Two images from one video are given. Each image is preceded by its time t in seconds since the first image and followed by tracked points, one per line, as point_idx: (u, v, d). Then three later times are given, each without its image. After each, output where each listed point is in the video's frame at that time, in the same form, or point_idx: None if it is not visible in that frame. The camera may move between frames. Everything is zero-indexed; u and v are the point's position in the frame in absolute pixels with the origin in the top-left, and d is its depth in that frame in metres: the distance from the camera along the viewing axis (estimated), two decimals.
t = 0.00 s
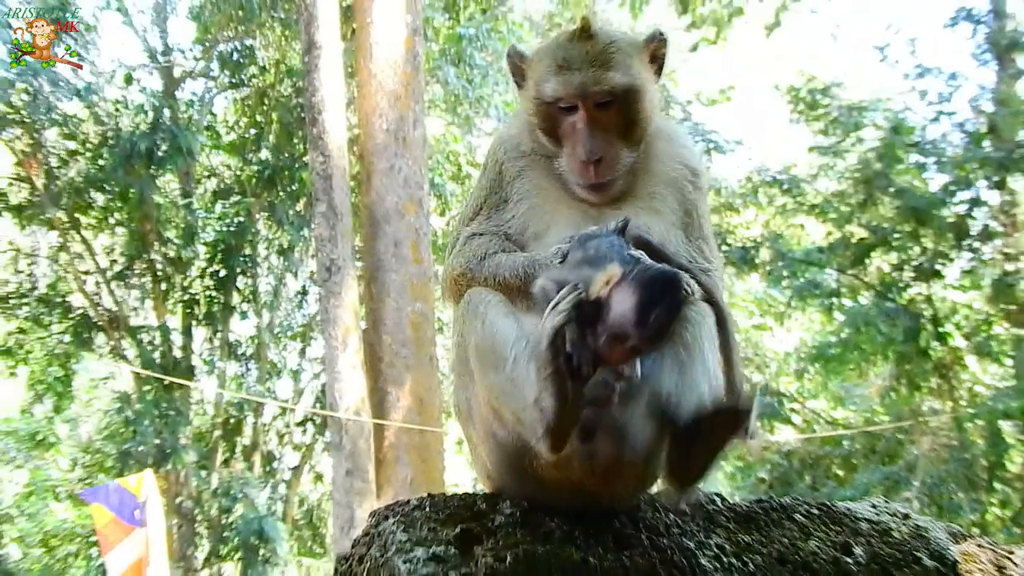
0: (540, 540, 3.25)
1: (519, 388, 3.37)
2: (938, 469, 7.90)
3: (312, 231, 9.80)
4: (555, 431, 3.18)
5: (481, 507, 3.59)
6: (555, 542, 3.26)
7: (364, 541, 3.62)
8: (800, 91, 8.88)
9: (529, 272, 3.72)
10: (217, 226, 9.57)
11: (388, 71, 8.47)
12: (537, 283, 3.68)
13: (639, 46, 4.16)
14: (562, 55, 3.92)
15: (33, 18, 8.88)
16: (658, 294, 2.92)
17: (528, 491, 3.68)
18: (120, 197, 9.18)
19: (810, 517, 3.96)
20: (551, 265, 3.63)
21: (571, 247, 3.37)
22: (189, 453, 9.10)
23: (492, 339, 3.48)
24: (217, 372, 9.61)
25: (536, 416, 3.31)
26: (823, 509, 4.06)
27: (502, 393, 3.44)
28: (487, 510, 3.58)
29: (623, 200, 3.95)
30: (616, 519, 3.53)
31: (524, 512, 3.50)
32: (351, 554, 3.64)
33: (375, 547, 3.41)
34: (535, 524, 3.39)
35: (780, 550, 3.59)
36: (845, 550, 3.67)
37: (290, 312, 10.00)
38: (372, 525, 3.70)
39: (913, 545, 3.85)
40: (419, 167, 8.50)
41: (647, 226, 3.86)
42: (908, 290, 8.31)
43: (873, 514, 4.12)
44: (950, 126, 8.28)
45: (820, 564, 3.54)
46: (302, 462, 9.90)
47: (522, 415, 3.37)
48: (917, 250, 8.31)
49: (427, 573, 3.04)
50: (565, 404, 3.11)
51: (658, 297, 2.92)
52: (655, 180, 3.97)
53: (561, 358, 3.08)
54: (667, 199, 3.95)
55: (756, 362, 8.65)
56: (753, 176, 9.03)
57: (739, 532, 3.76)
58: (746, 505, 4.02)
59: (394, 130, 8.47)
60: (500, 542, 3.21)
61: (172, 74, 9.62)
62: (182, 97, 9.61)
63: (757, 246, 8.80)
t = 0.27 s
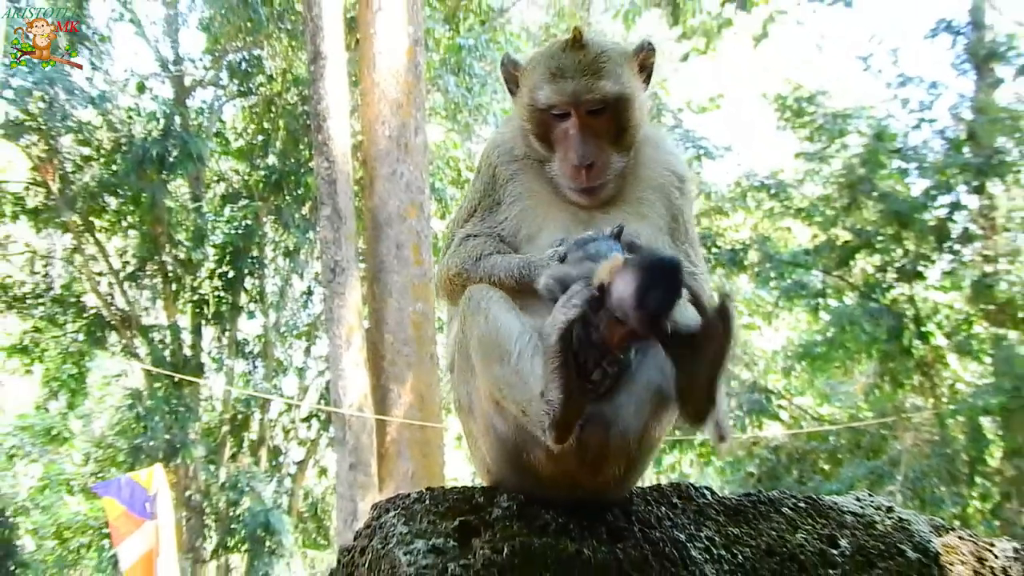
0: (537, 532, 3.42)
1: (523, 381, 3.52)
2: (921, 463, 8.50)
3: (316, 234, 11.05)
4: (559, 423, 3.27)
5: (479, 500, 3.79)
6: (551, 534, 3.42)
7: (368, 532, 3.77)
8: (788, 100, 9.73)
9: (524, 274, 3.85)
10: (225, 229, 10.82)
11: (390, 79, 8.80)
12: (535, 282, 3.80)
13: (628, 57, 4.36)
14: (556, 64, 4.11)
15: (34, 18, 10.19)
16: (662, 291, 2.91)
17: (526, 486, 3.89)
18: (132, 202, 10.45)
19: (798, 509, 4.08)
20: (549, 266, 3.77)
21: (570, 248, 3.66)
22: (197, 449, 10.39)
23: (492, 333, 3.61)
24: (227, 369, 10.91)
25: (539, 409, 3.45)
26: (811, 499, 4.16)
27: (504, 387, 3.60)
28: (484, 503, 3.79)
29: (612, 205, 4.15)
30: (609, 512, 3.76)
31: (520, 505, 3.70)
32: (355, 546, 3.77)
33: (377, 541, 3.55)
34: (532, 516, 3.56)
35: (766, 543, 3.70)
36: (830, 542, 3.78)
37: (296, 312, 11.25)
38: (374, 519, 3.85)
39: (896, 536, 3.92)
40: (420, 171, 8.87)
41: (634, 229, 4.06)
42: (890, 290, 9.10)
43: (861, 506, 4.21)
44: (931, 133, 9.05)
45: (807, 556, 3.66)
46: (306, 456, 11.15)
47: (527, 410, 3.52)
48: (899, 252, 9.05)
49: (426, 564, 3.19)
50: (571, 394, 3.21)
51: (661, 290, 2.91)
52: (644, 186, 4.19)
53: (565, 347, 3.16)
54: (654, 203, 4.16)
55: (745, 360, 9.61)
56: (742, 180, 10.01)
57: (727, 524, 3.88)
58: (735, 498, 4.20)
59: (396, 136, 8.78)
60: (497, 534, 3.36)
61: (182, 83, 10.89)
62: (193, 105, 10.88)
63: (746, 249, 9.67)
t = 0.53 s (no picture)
0: (536, 531, 3.38)
1: (529, 394, 3.25)
2: (917, 462, 8.77)
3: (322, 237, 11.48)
4: (569, 435, 3.17)
5: (481, 499, 3.64)
6: (552, 533, 3.39)
7: (368, 530, 3.71)
8: (784, 105, 10.06)
9: (519, 285, 3.66)
10: (230, 232, 11.16)
11: (394, 84, 9.11)
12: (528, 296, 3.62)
13: (630, 67, 4.18)
14: (559, 72, 3.93)
15: (34, 19, 10.44)
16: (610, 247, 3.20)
17: (526, 484, 3.71)
18: (140, 204, 11.03)
19: (795, 507, 4.12)
20: (543, 278, 3.62)
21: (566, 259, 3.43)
22: (204, 449, 10.87)
23: (492, 340, 3.34)
24: (233, 370, 11.54)
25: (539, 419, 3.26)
26: (810, 499, 4.21)
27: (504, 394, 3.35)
28: (487, 502, 3.63)
29: (609, 215, 3.94)
30: (609, 509, 3.68)
31: (522, 502, 3.61)
32: (355, 544, 3.74)
33: (377, 538, 3.51)
34: (532, 514, 3.50)
35: (763, 542, 3.75)
36: (826, 539, 3.86)
37: (301, 313, 11.80)
38: (375, 516, 3.75)
39: (892, 534, 3.99)
40: (423, 175, 9.15)
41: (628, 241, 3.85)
42: (886, 291, 9.35)
43: (858, 504, 4.25)
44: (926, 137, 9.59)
45: (805, 554, 3.73)
46: (311, 455, 11.91)
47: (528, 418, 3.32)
48: (895, 254, 9.36)
49: (429, 562, 3.19)
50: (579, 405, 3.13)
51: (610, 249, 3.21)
52: (642, 197, 3.98)
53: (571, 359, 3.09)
54: (649, 214, 3.96)
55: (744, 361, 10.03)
56: (739, 183, 10.23)
57: (725, 523, 3.91)
58: (733, 497, 4.15)
59: (400, 140, 9.09)
60: (499, 532, 3.34)
61: (190, 89, 11.49)
62: (201, 110, 11.42)
63: (744, 251, 9.88)
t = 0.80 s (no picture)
0: (538, 533, 3.58)
1: (531, 407, 3.35)
2: (919, 463, 8.82)
3: (325, 238, 11.62)
4: (567, 448, 3.18)
5: (483, 501, 3.77)
6: (552, 534, 3.58)
7: (369, 532, 3.83)
8: (787, 106, 10.04)
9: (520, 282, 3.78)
10: (234, 233, 11.37)
11: (397, 85, 9.14)
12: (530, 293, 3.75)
13: (630, 71, 4.30)
14: (561, 76, 4.03)
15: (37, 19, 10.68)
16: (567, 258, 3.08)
17: (530, 487, 3.81)
18: (143, 207, 11.14)
19: (797, 509, 4.11)
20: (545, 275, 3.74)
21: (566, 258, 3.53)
22: (205, 451, 11.23)
23: (496, 347, 3.44)
24: (233, 372, 11.51)
25: (543, 430, 3.32)
26: (810, 501, 4.19)
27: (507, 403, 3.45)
28: (488, 504, 3.76)
29: (610, 218, 4.08)
30: (609, 512, 3.83)
31: (521, 504, 3.75)
32: (358, 545, 3.81)
33: (379, 542, 3.60)
34: (531, 515, 3.68)
35: (765, 543, 3.74)
36: (828, 542, 3.77)
37: (304, 315, 11.83)
38: (375, 519, 3.86)
39: (893, 537, 3.82)
40: (427, 176, 9.17)
41: (627, 245, 4.01)
42: (888, 292, 9.59)
43: (860, 505, 4.14)
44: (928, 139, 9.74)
45: (804, 557, 3.66)
46: (313, 457, 11.91)
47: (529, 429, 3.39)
48: (897, 255, 9.56)
49: (433, 565, 3.35)
50: (576, 416, 3.14)
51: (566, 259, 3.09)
52: (642, 201, 4.11)
53: (565, 366, 3.04)
54: (649, 217, 4.09)
55: (745, 362, 9.93)
56: (741, 185, 10.19)
57: (727, 525, 3.94)
58: (735, 499, 4.16)
59: (403, 142, 9.12)
60: (501, 535, 3.54)
61: (193, 91, 11.50)
62: (203, 112, 11.49)
63: (747, 252, 9.98)
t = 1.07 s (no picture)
0: (539, 534, 3.35)
1: (520, 413, 3.29)
2: (920, 466, 8.99)
3: (326, 240, 11.62)
4: (559, 453, 3.19)
5: (484, 502, 3.61)
6: (553, 536, 3.36)
7: (370, 533, 3.66)
8: (788, 108, 10.12)
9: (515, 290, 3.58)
10: (236, 235, 11.50)
11: (399, 87, 9.25)
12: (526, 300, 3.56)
13: (629, 74, 4.16)
14: (560, 80, 3.89)
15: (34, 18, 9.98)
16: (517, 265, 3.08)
17: (529, 490, 3.61)
18: (145, 208, 11.27)
19: (797, 508, 3.88)
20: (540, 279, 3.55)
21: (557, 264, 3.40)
22: (207, 452, 11.30)
23: (487, 354, 3.36)
24: (237, 372, 11.71)
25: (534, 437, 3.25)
26: (811, 499, 3.94)
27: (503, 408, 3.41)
28: (489, 506, 3.60)
29: (608, 225, 3.92)
30: (610, 513, 3.57)
31: (523, 506, 3.53)
32: (359, 546, 3.67)
33: (379, 542, 3.47)
34: (533, 516, 3.47)
35: (765, 545, 3.55)
36: (828, 543, 3.62)
37: (305, 316, 11.90)
38: (375, 519, 3.69)
39: (893, 538, 3.72)
40: (428, 177, 9.26)
41: (624, 250, 3.85)
42: (889, 294, 9.59)
43: (858, 505, 3.96)
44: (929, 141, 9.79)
45: (805, 559, 3.51)
46: (315, 458, 12.10)
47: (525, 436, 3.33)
48: (898, 257, 9.60)
49: (430, 565, 3.17)
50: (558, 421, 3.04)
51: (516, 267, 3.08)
52: (642, 204, 3.96)
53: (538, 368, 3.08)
54: (648, 221, 3.93)
55: (746, 364, 9.99)
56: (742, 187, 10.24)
57: (726, 525, 3.70)
58: (734, 499, 3.88)
59: (405, 144, 9.21)
60: (500, 536, 3.32)
61: (195, 92, 11.65)
62: (205, 113, 11.57)
63: (748, 254, 10.06)
